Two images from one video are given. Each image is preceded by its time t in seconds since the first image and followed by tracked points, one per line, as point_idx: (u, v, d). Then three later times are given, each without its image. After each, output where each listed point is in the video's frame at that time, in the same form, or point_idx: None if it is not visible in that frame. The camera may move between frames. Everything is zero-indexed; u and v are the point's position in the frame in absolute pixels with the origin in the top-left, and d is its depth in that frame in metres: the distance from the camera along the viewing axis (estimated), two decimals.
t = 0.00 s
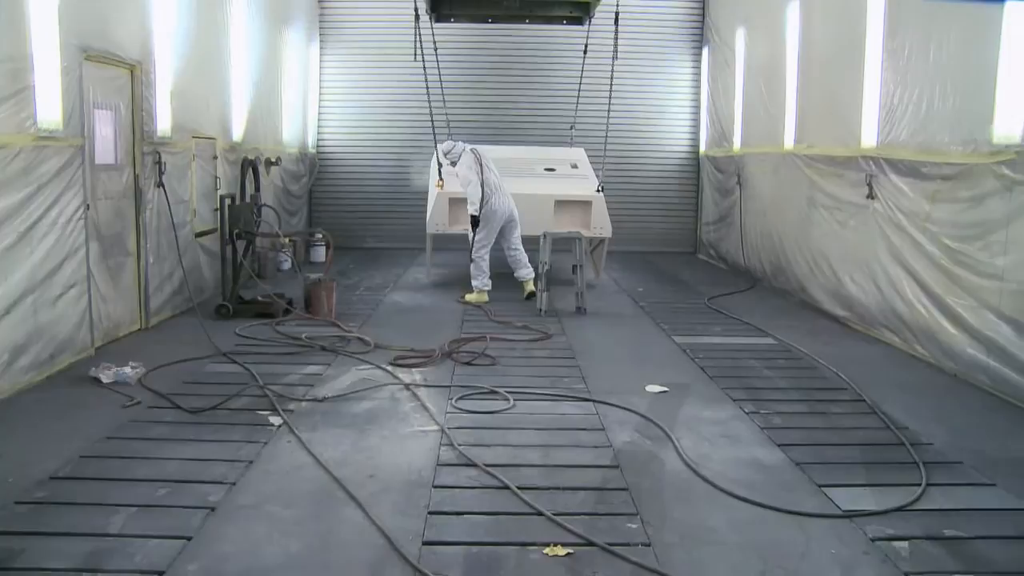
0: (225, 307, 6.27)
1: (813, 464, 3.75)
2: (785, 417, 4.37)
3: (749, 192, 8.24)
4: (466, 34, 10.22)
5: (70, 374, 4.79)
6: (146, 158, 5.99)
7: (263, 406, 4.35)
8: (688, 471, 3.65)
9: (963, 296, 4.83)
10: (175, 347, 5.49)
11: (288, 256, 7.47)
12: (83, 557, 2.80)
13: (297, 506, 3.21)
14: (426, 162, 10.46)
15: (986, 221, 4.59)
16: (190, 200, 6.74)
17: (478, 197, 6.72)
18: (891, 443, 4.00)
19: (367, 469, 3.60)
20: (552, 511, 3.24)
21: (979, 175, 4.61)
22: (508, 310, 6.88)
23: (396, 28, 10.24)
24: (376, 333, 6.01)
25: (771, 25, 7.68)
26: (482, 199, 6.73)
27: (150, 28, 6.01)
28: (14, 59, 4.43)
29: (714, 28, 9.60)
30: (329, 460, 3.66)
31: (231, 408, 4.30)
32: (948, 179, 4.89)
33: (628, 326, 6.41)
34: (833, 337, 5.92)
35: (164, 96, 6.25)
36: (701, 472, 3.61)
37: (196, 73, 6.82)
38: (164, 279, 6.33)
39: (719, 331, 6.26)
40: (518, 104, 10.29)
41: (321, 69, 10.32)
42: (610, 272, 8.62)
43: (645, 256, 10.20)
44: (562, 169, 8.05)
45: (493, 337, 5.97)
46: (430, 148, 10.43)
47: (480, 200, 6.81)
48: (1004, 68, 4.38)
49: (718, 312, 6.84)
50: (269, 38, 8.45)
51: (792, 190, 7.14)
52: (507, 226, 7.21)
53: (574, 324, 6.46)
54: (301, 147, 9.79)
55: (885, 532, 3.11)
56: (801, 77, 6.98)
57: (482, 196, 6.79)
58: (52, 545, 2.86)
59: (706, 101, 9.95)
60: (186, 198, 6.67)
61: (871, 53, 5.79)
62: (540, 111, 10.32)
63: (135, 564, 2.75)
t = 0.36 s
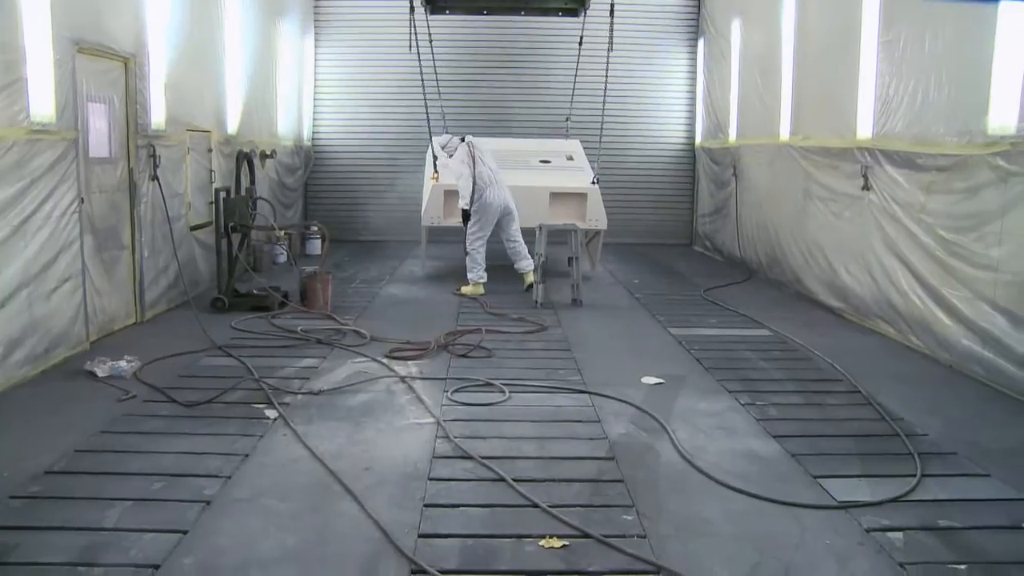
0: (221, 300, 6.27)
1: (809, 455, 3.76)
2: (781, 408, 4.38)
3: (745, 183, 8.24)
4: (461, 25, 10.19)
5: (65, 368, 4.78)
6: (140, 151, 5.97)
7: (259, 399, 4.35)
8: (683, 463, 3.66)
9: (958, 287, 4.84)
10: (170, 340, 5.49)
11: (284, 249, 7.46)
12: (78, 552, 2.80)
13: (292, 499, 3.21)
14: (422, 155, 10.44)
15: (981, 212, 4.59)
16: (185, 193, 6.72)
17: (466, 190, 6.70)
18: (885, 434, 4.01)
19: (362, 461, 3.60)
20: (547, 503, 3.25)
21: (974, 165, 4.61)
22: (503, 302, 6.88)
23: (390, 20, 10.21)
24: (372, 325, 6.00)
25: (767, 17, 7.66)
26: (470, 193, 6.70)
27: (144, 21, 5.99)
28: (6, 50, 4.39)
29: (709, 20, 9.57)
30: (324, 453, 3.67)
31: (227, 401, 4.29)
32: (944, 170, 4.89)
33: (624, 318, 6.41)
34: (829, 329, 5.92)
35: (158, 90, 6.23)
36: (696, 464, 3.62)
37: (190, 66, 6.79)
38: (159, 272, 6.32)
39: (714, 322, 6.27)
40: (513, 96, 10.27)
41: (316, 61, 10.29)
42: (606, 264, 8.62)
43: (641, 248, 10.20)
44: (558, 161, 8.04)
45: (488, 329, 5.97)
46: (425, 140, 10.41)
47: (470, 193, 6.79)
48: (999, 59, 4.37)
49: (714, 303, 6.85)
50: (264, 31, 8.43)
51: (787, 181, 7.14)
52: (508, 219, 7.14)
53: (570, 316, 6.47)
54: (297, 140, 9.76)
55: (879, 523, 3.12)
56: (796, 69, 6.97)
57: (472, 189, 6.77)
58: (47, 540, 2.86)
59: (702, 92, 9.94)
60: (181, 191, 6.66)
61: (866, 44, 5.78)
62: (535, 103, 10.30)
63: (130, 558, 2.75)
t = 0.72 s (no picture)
0: (217, 296, 6.26)
1: (805, 451, 3.77)
2: (777, 404, 4.39)
3: (742, 178, 8.24)
4: (457, 21, 10.18)
5: (61, 365, 4.77)
6: (136, 147, 5.96)
7: (255, 396, 4.35)
8: (680, 458, 3.66)
9: (955, 282, 4.84)
10: (167, 337, 5.48)
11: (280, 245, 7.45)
12: (75, 549, 2.79)
13: (288, 496, 3.21)
14: (418, 150, 10.43)
15: (977, 207, 4.60)
16: (181, 189, 6.70)
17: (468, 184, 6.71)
18: (882, 429, 4.02)
19: (359, 458, 3.60)
20: (544, 499, 3.25)
21: (970, 160, 4.61)
22: (500, 298, 6.88)
23: (386, 16, 10.19)
24: (368, 321, 6.00)
25: (764, 12, 7.65)
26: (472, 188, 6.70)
27: (139, 18, 5.97)
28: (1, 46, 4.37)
29: (706, 15, 9.56)
30: (321, 450, 3.66)
31: (223, 398, 4.29)
32: (940, 165, 4.89)
33: (620, 313, 6.41)
34: (826, 324, 5.92)
35: (154, 87, 6.21)
36: (693, 460, 3.62)
37: (186, 62, 6.77)
38: (155, 269, 6.30)
39: (711, 318, 6.27)
40: (510, 92, 10.26)
41: (312, 57, 10.27)
42: (603, 260, 8.62)
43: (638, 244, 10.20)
44: (554, 157, 8.04)
45: (485, 325, 5.97)
46: (422, 136, 10.40)
47: (474, 188, 6.79)
48: (996, 54, 4.37)
49: (710, 299, 6.85)
50: (260, 27, 8.41)
51: (784, 176, 7.14)
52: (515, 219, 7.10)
53: (567, 312, 6.47)
54: (293, 136, 9.74)
55: (876, 518, 3.12)
56: (793, 64, 6.96)
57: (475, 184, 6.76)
58: (44, 537, 2.86)
59: (699, 88, 9.94)
60: (178, 188, 6.64)
61: (863, 40, 5.78)
62: (532, 98, 10.29)
63: (127, 555, 2.75)
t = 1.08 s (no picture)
0: (215, 298, 6.25)
1: (803, 452, 3.77)
2: (775, 405, 4.39)
3: (740, 179, 8.24)
4: (456, 22, 10.18)
5: (59, 366, 4.76)
6: (134, 148, 5.95)
7: (253, 397, 4.35)
8: (678, 460, 3.66)
9: (952, 284, 4.85)
10: (165, 338, 5.48)
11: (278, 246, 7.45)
12: (73, 550, 2.79)
13: (287, 497, 3.21)
14: (416, 152, 10.43)
15: (975, 208, 4.60)
16: (179, 190, 6.70)
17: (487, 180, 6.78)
18: (880, 430, 4.02)
19: (357, 459, 3.59)
20: (542, 500, 3.25)
21: (968, 162, 4.61)
22: (499, 300, 6.89)
23: (384, 17, 10.19)
24: (366, 322, 6.00)
25: (762, 13, 7.66)
26: (491, 185, 6.76)
27: (137, 18, 5.97)
28: None
29: (704, 17, 9.57)
30: (319, 451, 3.66)
31: (221, 399, 4.29)
32: (938, 166, 4.90)
33: (619, 314, 6.41)
34: (824, 325, 5.93)
35: (152, 88, 6.21)
36: (692, 461, 3.62)
37: (184, 63, 6.77)
38: (154, 269, 6.30)
39: (709, 319, 6.27)
40: (508, 93, 10.26)
41: (310, 58, 10.27)
42: (601, 261, 8.62)
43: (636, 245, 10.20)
44: (553, 158, 8.04)
45: (484, 326, 5.97)
46: (420, 137, 10.40)
47: (492, 185, 6.84)
48: (993, 56, 4.38)
49: (708, 300, 6.86)
50: (259, 29, 8.42)
51: (782, 177, 7.15)
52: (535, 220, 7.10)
53: (565, 313, 6.47)
54: (291, 137, 9.74)
55: (873, 519, 3.13)
56: (791, 65, 6.97)
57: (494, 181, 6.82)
58: (42, 538, 2.86)
59: (696, 89, 9.95)
60: (176, 188, 6.64)
61: (861, 41, 5.79)
62: (530, 100, 10.29)
63: (126, 556, 2.75)
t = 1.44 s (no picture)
0: (214, 300, 6.24)
1: (802, 454, 3.77)
2: (774, 407, 4.39)
3: (739, 181, 8.25)
4: (454, 24, 10.19)
5: (58, 368, 4.76)
6: (133, 150, 5.95)
7: (252, 399, 4.34)
8: (678, 462, 3.66)
9: (951, 286, 4.85)
10: (164, 340, 5.47)
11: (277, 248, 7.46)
12: (71, 552, 2.79)
13: (285, 499, 3.21)
14: (415, 154, 10.43)
15: (974, 211, 4.61)
16: (178, 192, 6.69)
17: (493, 178, 6.84)
18: (878, 433, 4.02)
19: (356, 461, 3.59)
20: (541, 502, 3.25)
21: (967, 164, 4.62)
22: (498, 302, 6.89)
23: (384, 20, 10.20)
24: (365, 324, 6.00)
25: (761, 16, 7.66)
26: (496, 182, 6.81)
27: (137, 20, 5.97)
28: None
29: (703, 20, 9.58)
30: (318, 453, 3.66)
31: (220, 401, 4.29)
32: (937, 169, 4.90)
33: (618, 317, 6.41)
34: (822, 327, 5.93)
35: (151, 90, 6.21)
36: (691, 463, 3.62)
37: (183, 65, 6.77)
38: (153, 271, 6.30)
39: (708, 321, 6.27)
40: (507, 95, 10.27)
41: (309, 60, 10.28)
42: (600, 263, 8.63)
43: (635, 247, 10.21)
44: (552, 160, 8.05)
45: (483, 328, 5.97)
46: (419, 139, 10.41)
47: (497, 183, 6.88)
48: (992, 59, 4.39)
49: (706, 302, 6.86)
50: (258, 32, 8.44)
51: (781, 180, 7.15)
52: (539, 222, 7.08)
53: (564, 315, 6.47)
54: (290, 140, 9.75)
55: (872, 521, 3.13)
56: (790, 67, 6.98)
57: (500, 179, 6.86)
58: (41, 540, 2.86)
59: (695, 91, 9.97)
60: (175, 190, 6.64)
61: (860, 44, 5.80)
62: (529, 102, 10.30)
63: (124, 558, 2.75)
